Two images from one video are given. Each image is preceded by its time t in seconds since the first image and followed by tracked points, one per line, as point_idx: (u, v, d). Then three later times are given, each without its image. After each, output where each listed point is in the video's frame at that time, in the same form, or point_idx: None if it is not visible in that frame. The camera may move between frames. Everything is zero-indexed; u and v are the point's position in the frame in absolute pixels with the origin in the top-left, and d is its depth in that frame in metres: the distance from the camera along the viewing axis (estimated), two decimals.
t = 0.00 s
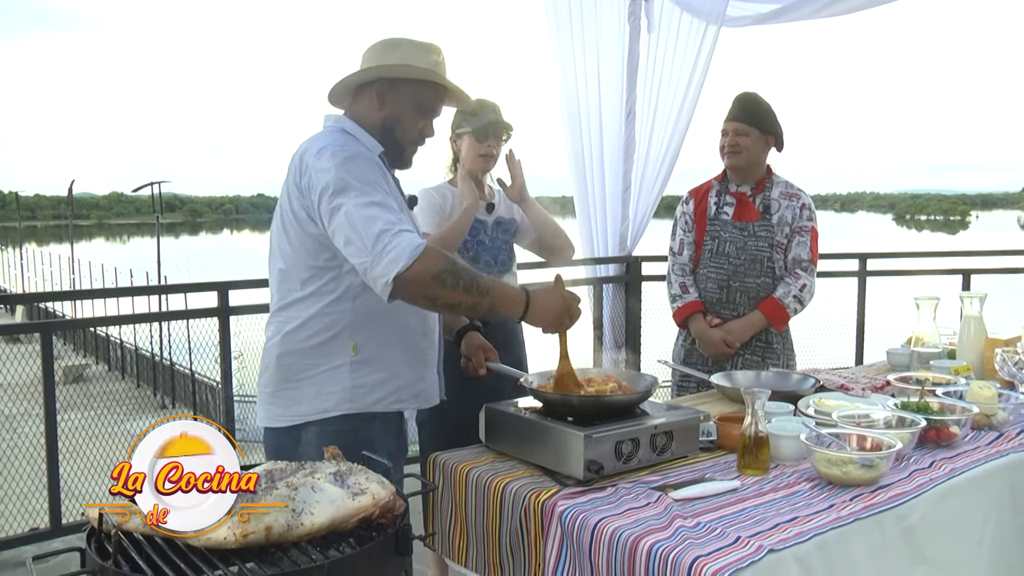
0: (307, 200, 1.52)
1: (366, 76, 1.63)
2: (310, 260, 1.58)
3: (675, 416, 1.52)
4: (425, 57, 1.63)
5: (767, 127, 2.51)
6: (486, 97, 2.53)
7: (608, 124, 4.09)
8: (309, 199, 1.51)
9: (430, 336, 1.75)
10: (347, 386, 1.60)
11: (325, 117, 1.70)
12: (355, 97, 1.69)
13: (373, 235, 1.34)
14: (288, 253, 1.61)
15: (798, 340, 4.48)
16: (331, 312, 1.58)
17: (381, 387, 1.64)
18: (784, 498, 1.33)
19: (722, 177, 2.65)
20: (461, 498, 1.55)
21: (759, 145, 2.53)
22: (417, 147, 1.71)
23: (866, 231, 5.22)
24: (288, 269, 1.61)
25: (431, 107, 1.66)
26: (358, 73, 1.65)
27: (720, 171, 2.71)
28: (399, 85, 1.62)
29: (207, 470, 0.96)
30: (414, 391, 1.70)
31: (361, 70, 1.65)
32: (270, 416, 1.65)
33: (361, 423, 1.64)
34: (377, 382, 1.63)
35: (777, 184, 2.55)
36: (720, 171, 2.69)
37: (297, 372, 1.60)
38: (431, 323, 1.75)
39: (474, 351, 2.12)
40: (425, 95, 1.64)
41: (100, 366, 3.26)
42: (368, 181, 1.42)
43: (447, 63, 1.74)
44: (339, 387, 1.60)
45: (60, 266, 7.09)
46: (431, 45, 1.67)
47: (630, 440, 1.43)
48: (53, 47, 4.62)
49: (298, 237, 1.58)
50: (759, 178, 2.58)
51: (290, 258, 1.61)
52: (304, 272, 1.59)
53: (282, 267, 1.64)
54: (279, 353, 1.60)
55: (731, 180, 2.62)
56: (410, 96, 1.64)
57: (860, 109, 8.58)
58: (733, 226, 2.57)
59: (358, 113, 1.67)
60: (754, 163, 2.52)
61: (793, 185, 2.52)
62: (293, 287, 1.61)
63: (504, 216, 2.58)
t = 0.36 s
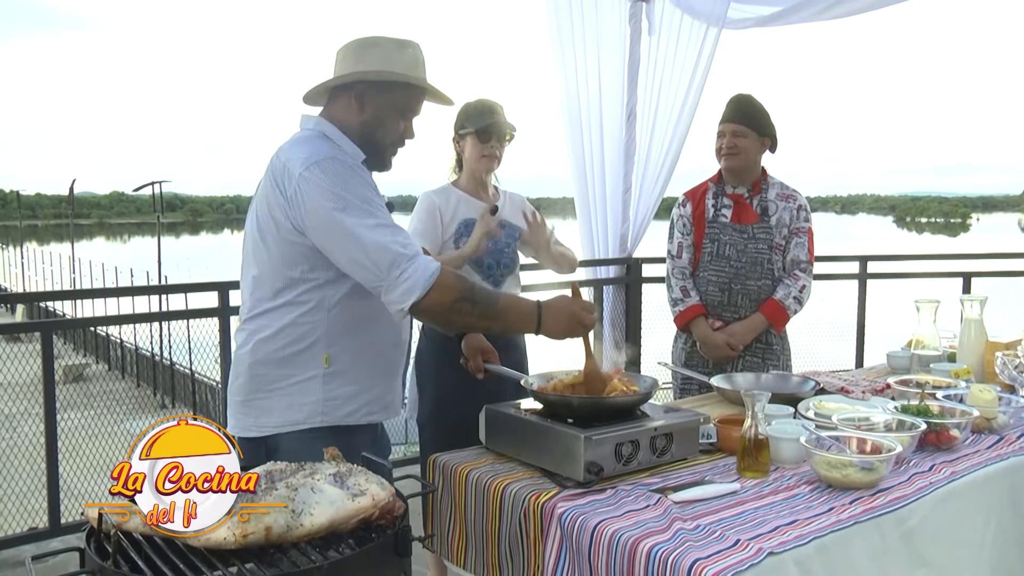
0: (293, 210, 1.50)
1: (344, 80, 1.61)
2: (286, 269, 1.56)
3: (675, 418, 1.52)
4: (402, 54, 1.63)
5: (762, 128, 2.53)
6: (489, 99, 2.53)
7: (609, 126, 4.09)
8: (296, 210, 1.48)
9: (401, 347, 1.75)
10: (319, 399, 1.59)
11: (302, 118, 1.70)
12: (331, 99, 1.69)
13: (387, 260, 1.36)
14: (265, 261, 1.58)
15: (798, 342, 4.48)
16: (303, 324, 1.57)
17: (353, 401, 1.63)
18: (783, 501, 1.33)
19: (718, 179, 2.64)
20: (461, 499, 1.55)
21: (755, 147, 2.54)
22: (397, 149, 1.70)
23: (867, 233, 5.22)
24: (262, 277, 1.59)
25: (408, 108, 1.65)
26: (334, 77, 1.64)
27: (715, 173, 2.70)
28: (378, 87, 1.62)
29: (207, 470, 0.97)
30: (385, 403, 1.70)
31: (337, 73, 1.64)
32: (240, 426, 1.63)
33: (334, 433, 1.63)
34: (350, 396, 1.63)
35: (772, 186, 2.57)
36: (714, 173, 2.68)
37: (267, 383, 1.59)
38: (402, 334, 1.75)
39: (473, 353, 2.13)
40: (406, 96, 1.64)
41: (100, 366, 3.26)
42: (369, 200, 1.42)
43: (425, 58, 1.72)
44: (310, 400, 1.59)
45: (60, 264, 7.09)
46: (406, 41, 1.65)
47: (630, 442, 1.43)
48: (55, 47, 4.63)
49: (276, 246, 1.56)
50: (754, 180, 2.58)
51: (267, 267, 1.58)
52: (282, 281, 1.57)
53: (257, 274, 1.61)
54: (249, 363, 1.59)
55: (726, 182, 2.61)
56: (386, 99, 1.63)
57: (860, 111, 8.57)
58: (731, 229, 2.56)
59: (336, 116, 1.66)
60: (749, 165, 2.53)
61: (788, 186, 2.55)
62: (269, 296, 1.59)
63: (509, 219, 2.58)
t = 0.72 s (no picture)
0: (295, 217, 1.49)
1: (341, 82, 1.61)
2: (290, 276, 1.55)
3: (676, 418, 1.52)
4: (397, 53, 1.62)
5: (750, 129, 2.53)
6: (491, 98, 2.53)
7: (609, 127, 4.11)
8: (299, 217, 1.48)
9: (401, 350, 1.75)
10: (324, 405, 1.59)
11: (299, 122, 1.70)
12: (327, 102, 1.68)
13: (396, 263, 1.37)
14: (268, 268, 1.58)
15: (799, 343, 4.49)
16: (307, 331, 1.57)
17: (357, 406, 1.64)
18: (784, 501, 1.33)
19: (706, 180, 2.65)
20: (462, 501, 1.56)
21: (743, 148, 2.55)
22: (395, 151, 1.70)
23: (867, 234, 5.22)
24: (266, 284, 1.58)
25: (405, 108, 1.65)
26: (330, 79, 1.64)
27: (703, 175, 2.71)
28: (376, 89, 1.61)
29: (207, 469, 0.97)
30: (387, 407, 1.71)
31: (333, 75, 1.64)
32: (243, 433, 1.62)
33: (339, 436, 1.63)
34: (353, 402, 1.63)
35: (760, 187, 2.57)
36: (704, 174, 2.69)
37: (270, 390, 1.58)
38: (403, 337, 1.76)
39: (473, 354, 2.13)
40: (403, 98, 1.63)
41: (101, 367, 3.26)
42: (374, 204, 1.43)
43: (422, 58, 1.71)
44: (315, 406, 1.59)
45: (60, 265, 7.09)
46: (404, 40, 1.64)
47: (631, 443, 1.43)
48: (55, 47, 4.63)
49: (279, 253, 1.55)
50: (743, 182, 2.59)
51: (269, 274, 1.58)
52: (284, 288, 1.57)
53: (259, 281, 1.60)
54: (253, 370, 1.58)
55: (715, 184, 2.62)
56: (383, 101, 1.62)
57: (860, 112, 8.56)
58: (721, 229, 2.57)
59: (333, 118, 1.66)
60: (738, 166, 2.54)
61: (777, 187, 2.55)
62: (271, 303, 1.59)
63: (512, 221, 2.60)
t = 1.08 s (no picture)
0: (301, 219, 1.49)
1: (350, 88, 1.61)
2: (293, 279, 1.55)
3: (675, 422, 1.52)
4: (406, 61, 1.63)
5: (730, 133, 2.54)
6: (490, 101, 2.53)
7: (608, 129, 4.12)
8: (306, 218, 1.48)
9: (404, 353, 1.75)
10: (329, 409, 1.60)
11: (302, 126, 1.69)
12: (333, 107, 1.68)
13: (395, 268, 1.37)
14: (272, 270, 1.57)
15: (799, 346, 4.49)
16: (314, 335, 1.57)
17: (361, 409, 1.64)
18: (783, 504, 1.33)
19: (688, 185, 2.64)
20: (461, 504, 1.55)
21: (724, 152, 2.55)
22: (400, 158, 1.72)
23: (866, 236, 5.23)
24: (270, 286, 1.57)
25: (413, 116, 1.67)
26: (338, 84, 1.63)
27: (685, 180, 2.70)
28: (384, 96, 1.62)
29: (207, 470, 0.97)
30: (389, 410, 1.71)
31: (341, 80, 1.63)
32: (247, 439, 1.61)
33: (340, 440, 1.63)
34: (356, 406, 1.63)
35: (742, 191, 2.57)
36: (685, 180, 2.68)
37: (276, 395, 1.57)
38: (406, 341, 1.76)
39: (471, 358, 2.12)
40: (411, 104, 1.64)
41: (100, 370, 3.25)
42: (380, 208, 1.44)
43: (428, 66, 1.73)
44: (321, 411, 1.59)
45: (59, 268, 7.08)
46: (410, 49, 1.66)
47: (629, 446, 1.43)
48: (55, 50, 4.62)
49: (283, 254, 1.55)
50: (724, 186, 2.58)
51: (272, 276, 1.57)
52: (287, 291, 1.55)
53: (263, 284, 1.59)
54: (259, 374, 1.57)
55: (696, 188, 2.61)
56: (393, 108, 1.63)
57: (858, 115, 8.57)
58: (704, 235, 2.57)
59: (339, 123, 1.65)
60: (720, 171, 2.53)
61: (758, 191, 2.56)
62: (274, 306, 1.58)
63: (513, 227, 2.60)
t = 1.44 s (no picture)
0: (299, 219, 1.50)
1: (350, 88, 1.61)
2: (292, 279, 1.55)
3: (675, 421, 1.52)
4: (406, 61, 1.63)
5: (709, 131, 2.56)
6: (490, 102, 2.52)
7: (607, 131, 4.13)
8: (303, 219, 1.49)
9: (404, 354, 1.74)
10: (326, 411, 1.59)
11: (302, 127, 1.68)
12: (332, 107, 1.67)
13: (398, 267, 1.37)
14: (270, 271, 1.57)
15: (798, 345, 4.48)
16: (311, 335, 1.56)
17: (359, 410, 1.63)
18: (783, 504, 1.33)
19: (671, 187, 2.65)
20: (461, 505, 1.55)
21: (706, 151, 2.57)
22: (400, 158, 1.71)
23: (866, 236, 5.22)
24: (270, 287, 1.57)
25: (413, 115, 1.66)
26: (338, 84, 1.62)
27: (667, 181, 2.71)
28: (384, 95, 1.61)
29: (207, 470, 0.97)
30: (388, 412, 1.70)
31: (341, 80, 1.63)
32: (244, 440, 1.61)
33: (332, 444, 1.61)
34: (355, 406, 1.63)
35: (725, 188, 2.58)
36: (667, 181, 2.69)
37: (273, 396, 1.57)
38: (407, 343, 1.76)
39: (469, 359, 2.12)
40: (411, 104, 1.64)
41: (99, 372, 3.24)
42: (378, 208, 1.44)
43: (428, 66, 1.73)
44: (318, 412, 1.58)
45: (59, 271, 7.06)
46: (411, 49, 1.66)
47: (629, 446, 1.43)
48: (55, 52, 4.61)
49: (281, 255, 1.55)
50: (707, 185, 2.60)
51: (271, 277, 1.57)
52: (287, 292, 1.56)
53: (262, 285, 1.59)
54: (256, 376, 1.57)
55: (679, 190, 2.62)
56: (393, 107, 1.63)
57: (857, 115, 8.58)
58: (691, 237, 2.57)
59: (339, 122, 1.65)
60: (704, 171, 2.55)
61: (741, 186, 2.56)
62: (273, 308, 1.58)
63: (514, 228, 2.61)
